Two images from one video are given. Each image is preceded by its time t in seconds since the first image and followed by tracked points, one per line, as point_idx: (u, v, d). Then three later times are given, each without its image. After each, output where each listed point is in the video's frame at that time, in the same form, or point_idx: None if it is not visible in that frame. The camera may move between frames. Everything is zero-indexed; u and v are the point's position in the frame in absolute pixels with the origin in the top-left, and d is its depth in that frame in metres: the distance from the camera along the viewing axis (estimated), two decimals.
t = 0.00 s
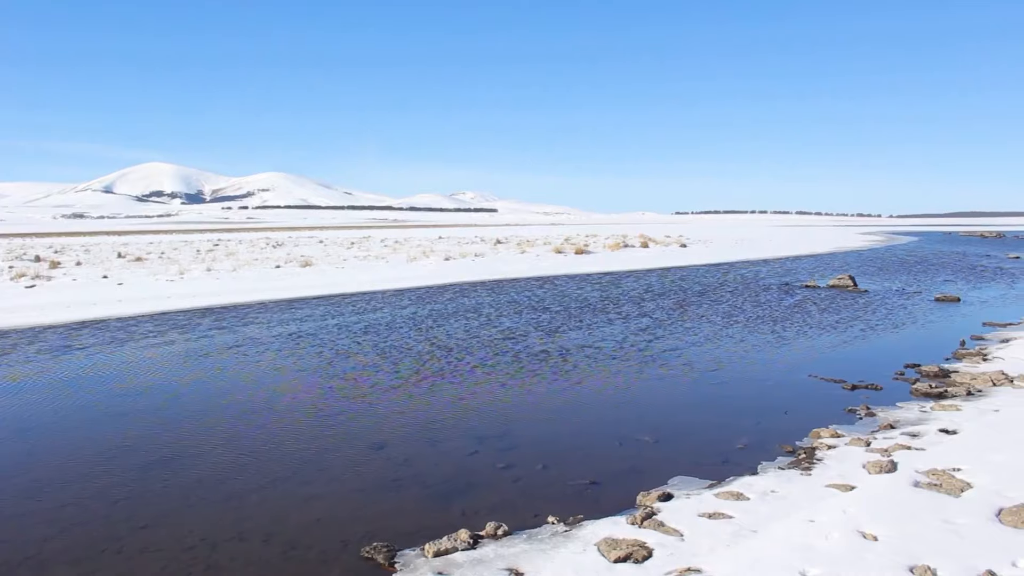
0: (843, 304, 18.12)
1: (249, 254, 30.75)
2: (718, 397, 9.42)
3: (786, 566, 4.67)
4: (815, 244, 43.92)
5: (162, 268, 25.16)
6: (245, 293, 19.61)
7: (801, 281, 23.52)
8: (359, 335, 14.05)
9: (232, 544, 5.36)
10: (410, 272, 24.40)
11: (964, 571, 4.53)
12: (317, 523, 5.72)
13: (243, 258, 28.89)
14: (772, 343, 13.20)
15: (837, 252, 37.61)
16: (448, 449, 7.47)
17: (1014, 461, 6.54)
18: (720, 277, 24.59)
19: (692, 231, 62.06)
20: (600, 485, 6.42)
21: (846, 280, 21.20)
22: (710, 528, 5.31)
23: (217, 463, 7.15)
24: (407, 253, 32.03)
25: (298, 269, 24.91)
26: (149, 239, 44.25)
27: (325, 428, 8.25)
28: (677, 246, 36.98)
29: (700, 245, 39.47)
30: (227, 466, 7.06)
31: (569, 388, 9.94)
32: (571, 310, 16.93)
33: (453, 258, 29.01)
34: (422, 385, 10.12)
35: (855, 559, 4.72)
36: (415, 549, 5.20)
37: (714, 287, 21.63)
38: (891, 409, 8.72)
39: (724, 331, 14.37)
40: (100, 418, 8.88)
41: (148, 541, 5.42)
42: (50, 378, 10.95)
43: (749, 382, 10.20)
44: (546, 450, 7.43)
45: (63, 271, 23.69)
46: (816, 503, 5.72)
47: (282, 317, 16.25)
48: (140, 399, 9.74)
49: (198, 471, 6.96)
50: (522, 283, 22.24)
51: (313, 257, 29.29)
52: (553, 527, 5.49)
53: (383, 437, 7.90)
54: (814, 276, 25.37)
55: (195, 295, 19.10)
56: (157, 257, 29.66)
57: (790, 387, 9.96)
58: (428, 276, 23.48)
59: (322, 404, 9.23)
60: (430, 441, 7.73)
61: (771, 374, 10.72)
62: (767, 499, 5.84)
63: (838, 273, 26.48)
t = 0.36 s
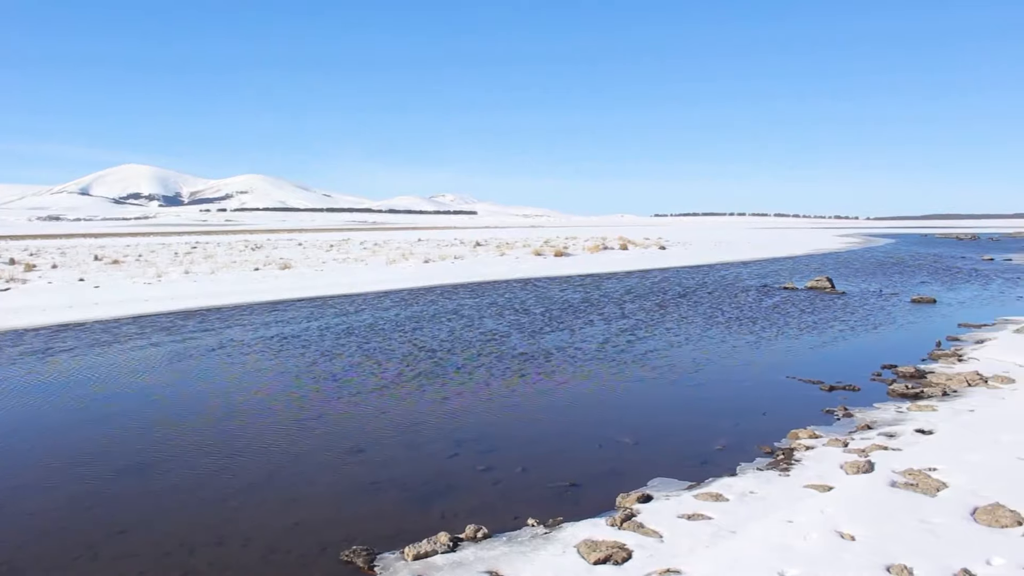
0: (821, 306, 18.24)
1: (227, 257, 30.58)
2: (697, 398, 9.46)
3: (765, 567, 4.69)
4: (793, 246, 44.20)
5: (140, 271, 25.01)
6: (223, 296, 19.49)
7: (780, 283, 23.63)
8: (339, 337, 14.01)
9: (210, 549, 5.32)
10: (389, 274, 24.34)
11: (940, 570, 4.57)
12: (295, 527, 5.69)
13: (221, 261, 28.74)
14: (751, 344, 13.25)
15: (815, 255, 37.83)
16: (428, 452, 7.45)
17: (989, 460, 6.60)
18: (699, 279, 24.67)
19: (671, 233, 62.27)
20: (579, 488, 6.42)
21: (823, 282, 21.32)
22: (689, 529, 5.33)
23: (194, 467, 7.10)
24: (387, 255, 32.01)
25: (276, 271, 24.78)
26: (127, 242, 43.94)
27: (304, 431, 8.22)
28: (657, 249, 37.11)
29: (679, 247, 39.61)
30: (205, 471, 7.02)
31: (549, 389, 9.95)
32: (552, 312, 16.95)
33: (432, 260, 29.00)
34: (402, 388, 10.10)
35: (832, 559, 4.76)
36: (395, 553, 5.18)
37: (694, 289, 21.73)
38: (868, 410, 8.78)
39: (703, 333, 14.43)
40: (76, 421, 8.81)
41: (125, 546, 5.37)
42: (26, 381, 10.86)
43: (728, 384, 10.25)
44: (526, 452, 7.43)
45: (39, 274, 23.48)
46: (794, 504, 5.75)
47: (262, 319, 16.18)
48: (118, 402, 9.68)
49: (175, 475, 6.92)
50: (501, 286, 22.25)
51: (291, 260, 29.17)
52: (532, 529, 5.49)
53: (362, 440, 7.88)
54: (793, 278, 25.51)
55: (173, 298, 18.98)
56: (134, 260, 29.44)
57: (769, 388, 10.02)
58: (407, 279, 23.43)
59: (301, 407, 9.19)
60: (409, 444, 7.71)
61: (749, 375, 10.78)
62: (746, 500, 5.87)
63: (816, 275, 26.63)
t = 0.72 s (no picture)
0: (800, 307, 18.36)
1: (206, 260, 30.40)
2: (676, 400, 9.50)
3: (745, 568, 4.71)
4: (771, 247, 44.51)
5: (117, 273, 24.83)
6: (203, 299, 19.38)
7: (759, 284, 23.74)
8: (320, 340, 13.97)
9: (189, 553, 5.29)
10: (369, 277, 24.29)
11: (919, 569, 4.61)
12: (275, 531, 5.67)
13: (200, 264, 28.57)
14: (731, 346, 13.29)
15: (794, 256, 38.08)
16: (408, 455, 7.43)
17: (966, 460, 6.65)
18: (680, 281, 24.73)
19: (651, 235, 62.46)
20: (560, 490, 6.43)
21: (802, 284, 21.44)
22: (670, 530, 5.34)
23: (173, 471, 7.05)
24: (367, 257, 31.93)
25: (256, 274, 24.65)
26: (104, 245, 43.59)
27: (284, 434, 8.19)
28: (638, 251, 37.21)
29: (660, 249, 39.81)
30: (184, 474, 6.97)
31: (530, 392, 9.97)
32: (533, 314, 16.97)
33: (412, 262, 28.95)
34: (382, 390, 10.08)
35: (812, 559, 4.78)
36: (375, 556, 5.17)
37: (674, 291, 21.81)
38: (847, 411, 8.84)
39: (683, 334, 14.48)
40: (54, 425, 8.74)
41: (103, 552, 5.32)
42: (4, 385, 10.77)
43: (707, 385, 10.30)
44: (506, 454, 7.43)
45: (15, 277, 23.26)
46: (774, 504, 5.77)
47: (242, 322, 16.11)
48: (97, 405, 9.61)
49: (154, 479, 6.86)
50: (482, 288, 22.26)
51: (271, 263, 29.05)
52: (513, 531, 5.49)
53: (343, 443, 7.85)
54: (773, 279, 25.63)
55: (152, 301, 18.84)
56: (113, 263, 29.23)
57: (747, 390, 10.07)
58: (388, 281, 23.38)
59: (281, 410, 9.16)
60: (389, 448, 7.68)
61: (728, 376, 10.85)
62: (725, 501, 5.89)
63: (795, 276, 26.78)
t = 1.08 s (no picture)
0: (780, 309, 18.44)
1: (186, 262, 30.18)
2: (657, 402, 9.51)
3: (726, 568, 4.73)
4: (751, 249, 44.68)
5: (96, 276, 24.64)
6: (182, 302, 19.26)
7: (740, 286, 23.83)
8: (300, 343, 13.90)
9: (169, 558, 5.25)
10: (349, 280, 24.19)
11: (898, 569, 4.64)
12: (255, 535, 5.63)
13: (179, 266, 28.37)
14: (711, 347, 13.33)
15: (773, 258, 38.25)
16: (389, 458, 7.41)
17: (944, 460, 6.71)
18: (660, 283, 24.78)
19: (631, 237, 62.54)
20: (541, 492, 6.43)
21: (782, 286, 21.54)
22: (651, 532, 5.35)
23: (152, 475, 7.00)
24: (348, 259, 31.82)
25: (235, 277, 24.50)
26: (82, 247, 43.32)
27: (264, 437, 8.15)
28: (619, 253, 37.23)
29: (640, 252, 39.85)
30: (164, 478, 6.92)
31: (512, 394, 9.96)
32: (514, 317, 16.97)
33: (393, 265, 28.87)
34: (362, 393, 10.03)
35: (792, 560, 4.81)
36: (356, 559, 5.15)
37: (655, 293, 21.87)
38: (826, 412, 8.90)
39: (664, 336, 14.51)
40: (31, 430, 8.65)
41: (82, 557, 5.28)
42: None
43: (688, 387, 10.33)
44: (487, 456, 7.42)
45: None
46: (754, 505, 5.80)
47: (222, 325, 16.03)
48: (75, 410, 9.53)
49: (133, 483, 6.81)
50: (462, 290, 22.22)
51: (251, 265, 28.91)
52: (494, 534, 5.49)
53: (323, 446, 7.82)
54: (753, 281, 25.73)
55: (131, 304, 18.71)
56: (91, 265, 28.98)
57: (727, 391, 10.10)
58: (369, 283, 23.30)
59: (261, 413, 9.10)
60: (370, 450, 7.66)
61: (708, 378, 10.88)
62: (706, 502, 5.91)
63: (775, 278, 26.90)
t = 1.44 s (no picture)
0: (761, 310, 18.52)
1: (166, 265, 29.99)
2: (638, 403, 9.53)
3: (707, 569, 4.74)
4: (731, 252, 44.92)
5: (75, 279, 24.45)
6: (162, 304, 19.13)
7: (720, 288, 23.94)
8: (280, 345, 13.84)
9: (148, 563, 5.21)
10: (330, 282, 24.12)
11: (878, 568, 4.68)
12: (236, 538, 5.61)
13: (159, 268, 28.18)
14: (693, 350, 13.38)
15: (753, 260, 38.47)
16: (371, 460, 7.39)
17: (923, 460, 6.75)
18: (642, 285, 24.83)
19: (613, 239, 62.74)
20: (523, 494, 6.44)
21: (762, 288, 21.64)
22: (632, 534, 5.36)
23: (132, 479, 6.96)
24: (329, 262, 31.72)
25: (216, 279, 24.37)
26: (59, 248, 43.02)
27: (245, 440, 8.11)
28: (600, 255, 37.32)
29: (622, 254, 39.93)
30: (144, 482, 6.87)
31: (494, 396, 9.95)
32: (496, 319, 16.96)
33: (375, 267, 28.78)
34: (344, 396, 10.00)
35: (773, 560, 4.83)
36: (337, 563, 5.13)
37: (637, 295, 21.91)
38: (807, 413, 8.95)
39: (645, 338, 14.55)
40: (10, 433, 8.58)
41: (61, 562, 5.24)
42: None
43: (668, 389, 10.36)
44: (469, 459, 7.41)
45: None
46: (735, 506, 5.83)
47: (203, 328, 15.94)
48: (54, 413, 9.45)
49: (113, 487, 6.76)
50: (444, 293, 22.20)
51: (231, 267, 28.75)
52: (476, 536, 5.48)
53: (304, 449, 7.79)
54: (733, 283, 25.84)
55: (110, 307, 18.57)
56: (69, 267, 28.75)
57: (708, 392, 10.14)
58: (350, 286, 23.24)
59: (242, 416, 9.05)
60: (350, 453, 7.63)
61: (689, 380, 10.92)
62: (688, 504, 5.93)
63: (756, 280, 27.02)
